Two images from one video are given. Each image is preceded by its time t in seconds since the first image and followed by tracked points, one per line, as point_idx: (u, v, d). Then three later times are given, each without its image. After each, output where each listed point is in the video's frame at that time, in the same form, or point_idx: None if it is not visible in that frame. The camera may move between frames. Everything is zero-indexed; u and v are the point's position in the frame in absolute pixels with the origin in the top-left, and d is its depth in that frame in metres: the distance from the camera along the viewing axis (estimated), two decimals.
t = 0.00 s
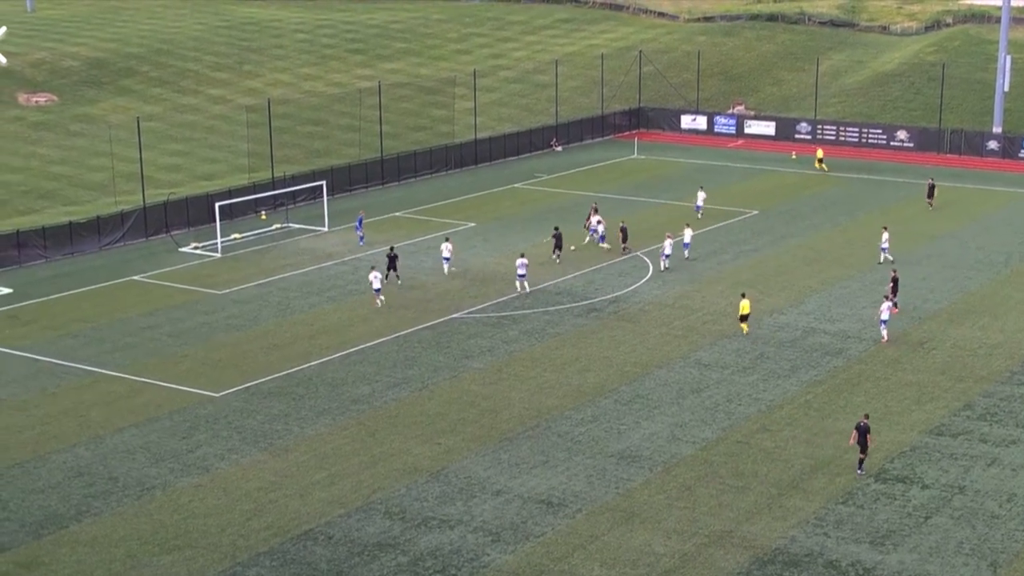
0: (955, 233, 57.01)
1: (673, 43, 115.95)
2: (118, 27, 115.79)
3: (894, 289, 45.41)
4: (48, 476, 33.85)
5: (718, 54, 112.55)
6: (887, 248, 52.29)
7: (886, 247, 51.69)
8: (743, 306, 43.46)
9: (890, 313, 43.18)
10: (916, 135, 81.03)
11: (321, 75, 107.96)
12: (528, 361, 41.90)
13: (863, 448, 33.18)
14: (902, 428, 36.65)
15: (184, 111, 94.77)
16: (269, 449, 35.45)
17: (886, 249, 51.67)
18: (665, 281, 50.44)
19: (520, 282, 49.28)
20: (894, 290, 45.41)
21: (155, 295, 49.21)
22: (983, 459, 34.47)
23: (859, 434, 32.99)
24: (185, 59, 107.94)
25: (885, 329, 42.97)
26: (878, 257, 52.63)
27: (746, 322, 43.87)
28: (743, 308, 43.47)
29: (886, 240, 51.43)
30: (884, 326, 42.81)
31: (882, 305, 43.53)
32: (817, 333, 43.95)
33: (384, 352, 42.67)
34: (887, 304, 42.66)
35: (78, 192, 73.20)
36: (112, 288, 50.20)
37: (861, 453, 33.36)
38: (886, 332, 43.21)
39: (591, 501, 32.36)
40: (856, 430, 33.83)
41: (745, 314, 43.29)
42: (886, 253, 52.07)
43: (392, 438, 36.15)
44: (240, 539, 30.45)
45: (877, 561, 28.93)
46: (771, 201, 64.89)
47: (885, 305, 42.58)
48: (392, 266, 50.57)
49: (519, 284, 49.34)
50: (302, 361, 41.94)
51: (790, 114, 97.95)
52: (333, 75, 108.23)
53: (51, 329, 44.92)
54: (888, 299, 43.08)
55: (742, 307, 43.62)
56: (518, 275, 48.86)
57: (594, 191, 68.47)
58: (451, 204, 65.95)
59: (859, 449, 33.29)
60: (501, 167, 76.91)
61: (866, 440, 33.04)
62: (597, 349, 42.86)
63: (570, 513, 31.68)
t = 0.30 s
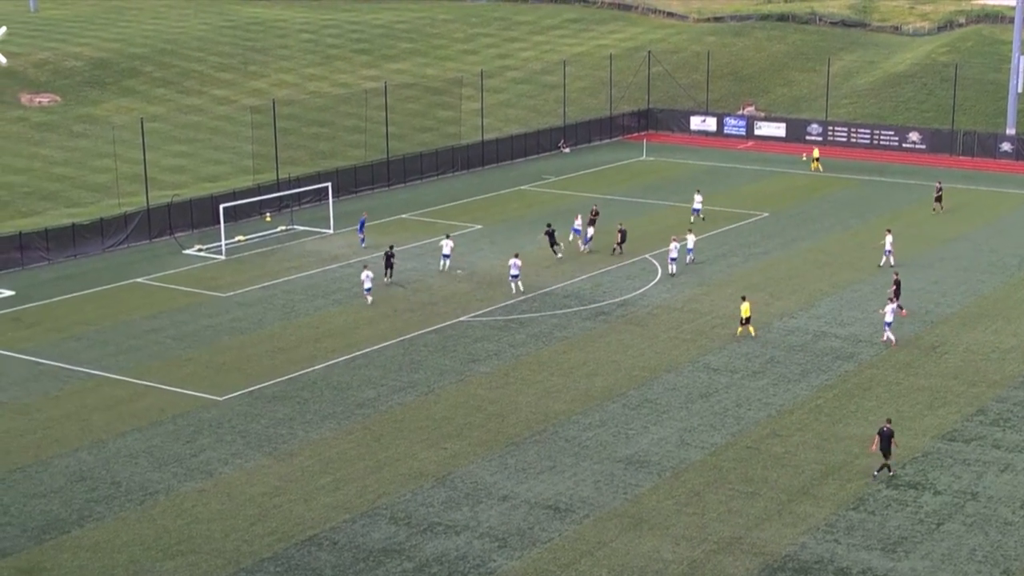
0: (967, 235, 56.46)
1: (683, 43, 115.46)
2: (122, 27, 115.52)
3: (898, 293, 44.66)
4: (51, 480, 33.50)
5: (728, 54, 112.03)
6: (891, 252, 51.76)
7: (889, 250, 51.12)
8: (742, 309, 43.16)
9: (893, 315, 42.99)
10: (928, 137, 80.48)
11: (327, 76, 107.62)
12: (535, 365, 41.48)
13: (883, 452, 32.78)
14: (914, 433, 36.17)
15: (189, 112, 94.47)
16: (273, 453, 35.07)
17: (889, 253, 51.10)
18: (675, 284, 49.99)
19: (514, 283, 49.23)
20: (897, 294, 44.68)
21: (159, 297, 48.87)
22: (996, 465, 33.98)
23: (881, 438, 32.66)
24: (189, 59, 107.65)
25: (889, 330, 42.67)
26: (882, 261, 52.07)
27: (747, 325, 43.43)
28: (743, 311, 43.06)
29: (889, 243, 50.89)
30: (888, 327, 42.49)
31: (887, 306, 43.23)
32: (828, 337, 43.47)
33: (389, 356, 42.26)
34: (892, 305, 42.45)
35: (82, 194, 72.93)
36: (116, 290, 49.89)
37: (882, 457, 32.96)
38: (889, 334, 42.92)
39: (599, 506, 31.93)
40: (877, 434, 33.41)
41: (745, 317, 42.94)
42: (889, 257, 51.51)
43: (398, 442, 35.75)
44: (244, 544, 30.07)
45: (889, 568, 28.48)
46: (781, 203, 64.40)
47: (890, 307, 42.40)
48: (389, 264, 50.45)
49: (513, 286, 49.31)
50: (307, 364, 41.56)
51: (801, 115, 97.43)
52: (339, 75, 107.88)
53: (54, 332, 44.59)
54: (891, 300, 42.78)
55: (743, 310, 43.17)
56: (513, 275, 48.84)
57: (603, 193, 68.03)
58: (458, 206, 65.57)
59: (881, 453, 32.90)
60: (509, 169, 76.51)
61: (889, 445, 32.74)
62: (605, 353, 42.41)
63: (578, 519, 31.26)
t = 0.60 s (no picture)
0: (981, 237, 55.92)
1: (694, 43, 114.96)
2: (128, 27, 115.35)
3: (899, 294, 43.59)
4: (55, 484, 33.20)
5: (739, 54, 111.47)
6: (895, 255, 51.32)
7: (892, 254, 50.68)
8: (745, 310, 42.95)
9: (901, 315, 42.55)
10: (942, 138, 79.91)
11: (335, 76, 107.33)
12: (544, 368, 41.08)
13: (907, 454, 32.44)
14: (927, 437, 35.69)
15: (195, 112, 94.24)
16: (279, 457, 34.73)
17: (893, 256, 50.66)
18: (686, 286, 49.57)
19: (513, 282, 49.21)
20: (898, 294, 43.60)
21: (165, 299, 48.59)
22: (1011, 470, 33.51)
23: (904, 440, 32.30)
24: (196, 59, 107.44)
25: (897, 331, 42.41)
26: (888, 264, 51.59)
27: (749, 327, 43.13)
28: (744, 313, 42.77)
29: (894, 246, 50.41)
30: (895, 327, 42.24)
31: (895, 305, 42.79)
32: (841, 341, 43.01)
33: (396, 359, 41.90)
34: (899, 305, 42.08)
35: (88, 195, 72.75)
36: (121, 292, 49.63)
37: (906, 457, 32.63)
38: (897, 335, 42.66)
39: (608, 512, 31.53)
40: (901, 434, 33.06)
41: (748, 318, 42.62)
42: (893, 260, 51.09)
43: (405, 446, 35.38)
44: (250, 549, 29.74)
45: None
46: (794, 205, 63.87)
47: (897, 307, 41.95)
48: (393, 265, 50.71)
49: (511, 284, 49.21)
50: (313, 367, 41.22)
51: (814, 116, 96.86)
52: (347, 75, 107.58)
53: (59, 334, 44.33)
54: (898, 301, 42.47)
55: (744, 311, 42.91)
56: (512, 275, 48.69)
57: (612, 194, 67.57)
58: (467, 207, 65.20)
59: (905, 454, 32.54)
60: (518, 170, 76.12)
61: (913, 445, 32.35)
62: (615, 356, 42.01)
63: (587, 524, 30.86)
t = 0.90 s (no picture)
0: (996, 241, 55.39)
1: (706, 44, 114.45)
2: (135, 27, 115.21)
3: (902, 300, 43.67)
4: (60, 488, 32.91)
5: (752, 55, 110.93)
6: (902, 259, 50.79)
7: (897, 257, 50.07)
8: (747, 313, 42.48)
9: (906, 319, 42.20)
10: (957, 140, 79.37)
11: (343, 76, 107.07)
12: (553, 372, 40.67)
13: (930, 461, 32.08)
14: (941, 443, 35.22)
15: (202, 113, 94.04)
16: (286, 462, 34.40)
17: (897, 259, 50.05)
18: (698, 290, 49.14)
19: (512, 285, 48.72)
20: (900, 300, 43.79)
21: (171, 302, 48.30)
22: None
23: (930, 447, 31.95)
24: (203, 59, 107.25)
25: (902, 334, 42.10)
26: (892, 267, 50.95)
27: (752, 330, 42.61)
28: (748, 316, 42.16)
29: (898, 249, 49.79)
30: (901, 331, 41.84)
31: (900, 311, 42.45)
32: (854, 345, 42.56)
33: (405, 363, 41.55)
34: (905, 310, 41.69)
35: (94, 197, 72.56)
36: (127, 294, 49.35)
37: (929, 464, 32.30)
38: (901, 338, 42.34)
39: (618, 517, 31.14)
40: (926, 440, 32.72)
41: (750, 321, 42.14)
42: (897, 264, 50.53)
43: (413, 451, 35.02)
44: (257, 554, 29.41)
45: None
46: (807, 208, 63.35)
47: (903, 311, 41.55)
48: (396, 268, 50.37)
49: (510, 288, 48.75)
50: (321, 371, 40.88)
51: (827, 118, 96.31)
52: (355, 76, 107.31)
53: (64, 337, 44.07)
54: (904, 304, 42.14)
55: (748, 314, 42.35)
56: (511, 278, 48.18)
57: (623, 196, 67.15)
58: (475, 209, 64.83)
59: (929, 461, 32.20)
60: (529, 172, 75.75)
61: (936, 453, 32.00)
62: (626, 360, 41.61)
63: (597, 530, 30.47)
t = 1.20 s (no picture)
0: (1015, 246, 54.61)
1: (721, 44, 113.67)
2: (143, 27, 114.92)
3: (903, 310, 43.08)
4: (66, 494, 32.42)
5: (768, 56, 110.12)
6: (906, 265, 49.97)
7: (902, 262, 49.32)
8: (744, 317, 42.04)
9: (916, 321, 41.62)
10: (978, 142, 78.49)
11: (352, 77, 106.62)
12: (565, 379, 40.03)
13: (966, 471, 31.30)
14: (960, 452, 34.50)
15: (210, 114, 93.66)
16: (294, 468, 33.86)
17: (903, 264, 49.29)
18: (713, 294, 48.45)
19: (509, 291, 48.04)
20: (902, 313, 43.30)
21: (178, 306, 47.83)
22: None
23: (966, 457, 31.19)
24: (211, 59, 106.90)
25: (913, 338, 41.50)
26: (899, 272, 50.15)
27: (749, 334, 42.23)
28: (743, 321, 41.83)
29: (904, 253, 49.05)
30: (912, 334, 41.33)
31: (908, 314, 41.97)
32: (872, 351, 41.89)
33: (415, 368, 40.98)
34: (914, 312, 41.18)
35: (100, 199, 72.20)
36: (134, 298, 48.90)
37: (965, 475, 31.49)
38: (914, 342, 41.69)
39: (631, 526, 30.52)
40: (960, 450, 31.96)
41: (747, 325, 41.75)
42: (904, 269, 49.80)
43: (423, 458, 34.46)
44: (263, 562, 28.87)
45: None
46: (823, 211, 62.57)
47: (912, 314, 41.05)
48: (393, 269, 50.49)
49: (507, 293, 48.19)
50: (329, 376, 40.34)
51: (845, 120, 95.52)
52: (364, 76, 106.85)
53: (70, 342, 43.63)
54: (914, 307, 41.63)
55: (743, 319, 42.00)
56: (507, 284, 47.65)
57: (637, 199, 66.49)
58: (486, 212, 64.26)
59: (964, 471, 31.42)
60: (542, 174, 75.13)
61: (971, 463, 31.24)
62: (640, 366, 41.01)
63: (609, 539, 29.87)
